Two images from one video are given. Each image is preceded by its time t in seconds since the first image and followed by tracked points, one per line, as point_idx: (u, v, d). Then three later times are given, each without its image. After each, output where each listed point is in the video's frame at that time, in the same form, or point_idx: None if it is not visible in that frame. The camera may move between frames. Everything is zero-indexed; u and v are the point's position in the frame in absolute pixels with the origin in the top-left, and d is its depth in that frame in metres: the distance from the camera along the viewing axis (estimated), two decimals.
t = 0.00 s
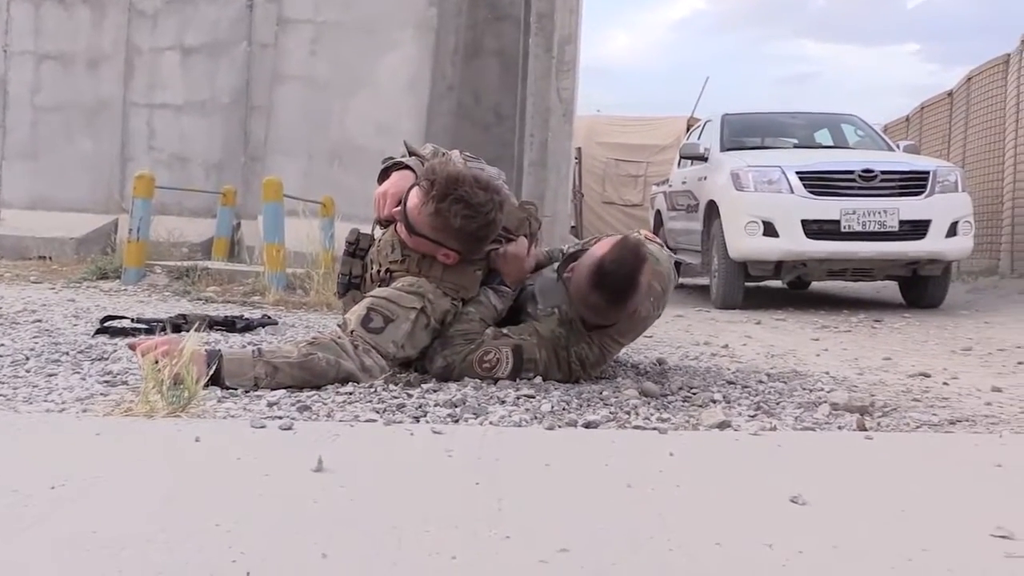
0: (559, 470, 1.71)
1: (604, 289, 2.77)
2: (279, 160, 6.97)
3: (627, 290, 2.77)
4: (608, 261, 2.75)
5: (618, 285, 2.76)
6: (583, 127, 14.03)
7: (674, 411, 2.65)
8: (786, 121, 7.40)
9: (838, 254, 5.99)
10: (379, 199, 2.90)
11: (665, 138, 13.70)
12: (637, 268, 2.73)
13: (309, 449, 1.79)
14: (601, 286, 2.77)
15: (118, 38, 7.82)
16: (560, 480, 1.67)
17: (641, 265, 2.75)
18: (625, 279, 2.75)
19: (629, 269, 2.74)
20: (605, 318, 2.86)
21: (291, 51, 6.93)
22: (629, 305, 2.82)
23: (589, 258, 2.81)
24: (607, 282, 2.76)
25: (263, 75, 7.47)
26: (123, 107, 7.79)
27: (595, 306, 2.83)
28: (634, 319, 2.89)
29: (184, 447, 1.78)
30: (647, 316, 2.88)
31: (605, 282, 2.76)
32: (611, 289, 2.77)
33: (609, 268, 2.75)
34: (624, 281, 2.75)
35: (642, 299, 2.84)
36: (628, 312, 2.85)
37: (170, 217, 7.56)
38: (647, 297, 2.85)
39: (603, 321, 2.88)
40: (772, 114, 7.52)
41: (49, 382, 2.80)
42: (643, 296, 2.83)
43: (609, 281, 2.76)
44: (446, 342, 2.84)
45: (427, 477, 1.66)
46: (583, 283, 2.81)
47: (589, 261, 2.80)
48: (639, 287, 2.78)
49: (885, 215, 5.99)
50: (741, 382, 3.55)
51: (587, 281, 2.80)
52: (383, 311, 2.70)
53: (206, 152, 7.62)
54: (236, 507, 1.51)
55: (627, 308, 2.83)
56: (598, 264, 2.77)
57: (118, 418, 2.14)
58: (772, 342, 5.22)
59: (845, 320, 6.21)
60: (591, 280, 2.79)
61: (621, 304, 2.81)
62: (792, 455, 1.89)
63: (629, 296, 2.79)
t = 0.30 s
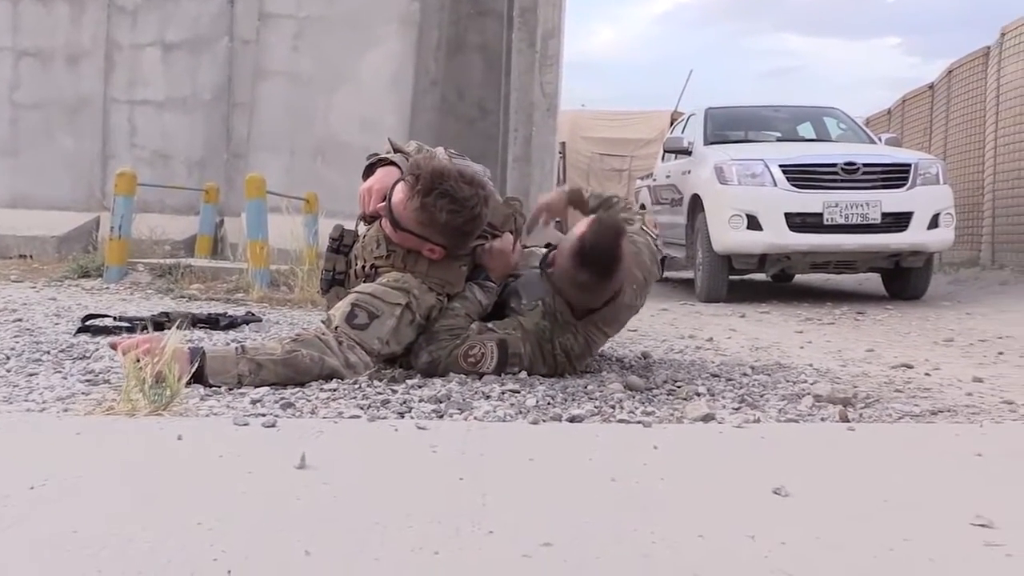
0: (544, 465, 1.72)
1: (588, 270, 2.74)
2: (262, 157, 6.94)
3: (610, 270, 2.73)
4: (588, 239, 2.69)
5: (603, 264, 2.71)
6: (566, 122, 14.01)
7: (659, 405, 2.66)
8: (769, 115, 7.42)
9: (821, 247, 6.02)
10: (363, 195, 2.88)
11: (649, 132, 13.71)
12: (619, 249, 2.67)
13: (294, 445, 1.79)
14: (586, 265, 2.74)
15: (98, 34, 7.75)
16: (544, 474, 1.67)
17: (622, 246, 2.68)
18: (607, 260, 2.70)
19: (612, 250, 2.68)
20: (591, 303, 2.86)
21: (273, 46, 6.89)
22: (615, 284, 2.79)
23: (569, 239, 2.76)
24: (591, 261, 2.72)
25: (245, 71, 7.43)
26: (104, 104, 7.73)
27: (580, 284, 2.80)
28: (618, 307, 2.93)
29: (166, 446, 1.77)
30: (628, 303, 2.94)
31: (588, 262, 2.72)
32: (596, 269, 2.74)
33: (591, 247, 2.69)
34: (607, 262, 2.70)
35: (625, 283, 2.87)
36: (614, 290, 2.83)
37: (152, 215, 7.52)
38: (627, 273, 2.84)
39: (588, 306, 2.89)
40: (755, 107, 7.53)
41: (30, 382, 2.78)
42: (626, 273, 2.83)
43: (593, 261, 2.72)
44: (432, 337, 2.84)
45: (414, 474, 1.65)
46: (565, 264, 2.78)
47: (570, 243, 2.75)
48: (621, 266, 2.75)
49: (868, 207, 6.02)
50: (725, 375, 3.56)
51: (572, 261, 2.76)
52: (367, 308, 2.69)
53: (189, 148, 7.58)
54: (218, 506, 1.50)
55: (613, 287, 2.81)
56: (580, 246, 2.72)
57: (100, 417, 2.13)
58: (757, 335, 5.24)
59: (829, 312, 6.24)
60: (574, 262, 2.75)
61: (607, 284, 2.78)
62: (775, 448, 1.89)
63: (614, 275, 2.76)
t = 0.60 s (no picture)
0: (534, 459, 1.72)
1: (577, 245, 2.71)
2: (250, 151, 6.92)
3: (600, 236, 2.70)
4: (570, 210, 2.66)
5: (590, 238, 2.69)
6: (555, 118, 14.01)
7: (648, 399, 2.66)
8: (758, 111, 7.43)
9: (810, 243, 6.03)
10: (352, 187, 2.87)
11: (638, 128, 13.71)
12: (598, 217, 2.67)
13: (283, 439, 1.79)
14: (575, 244, 2.71)
15: (86, 27, 7.70)
16: (533, 467, 1.67)
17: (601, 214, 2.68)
18: (594, 231, 2.68)
19: (594, 220, 2.67)
20: (580, 285, 2.87)
21: (261, 39, 6.86)
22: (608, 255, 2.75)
23: (550, 219, 2.74)
24: (577, 238, 2.69)
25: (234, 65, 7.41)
26: (91, 97, 7.69)
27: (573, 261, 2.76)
28: (605, 289, 2.94)
29: (155, 439, 1.76)
30: (614, 286, 2.97)
31: (576, 238, 2.70)
32: (586, 244, 2.70)
33: (576, 217, 2.67)
34: (593, 232, 2.68)
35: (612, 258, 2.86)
36: (607, 262, 2.80)
37: (140, 209, 7.49)
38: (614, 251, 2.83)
39: (578, 289, 2.89)
40: (744, 103, 7.54)
41: (17, 376, 2.76)
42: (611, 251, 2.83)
43: (581, 236, 2.69)
44: (421, 332, 2.83)
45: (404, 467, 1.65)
46: (555, 245, 2.74)
47: (553, 224, 2.73)
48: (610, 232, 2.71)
49: (856, 204, 6.03)
50: (714, 370, 3.57)
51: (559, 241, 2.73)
52: (356, 302, 2.68)
53: (177, 142, 7.55)
54: (206, 500, 1.49)
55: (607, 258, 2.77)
56: (562, 223, 2.70)
57: (88, 412, 2.12)
58: (746, 331, 5.25)
59: (817, 308, 6.26)
60: (564, 239, 2.72)
61: (599, 256, 2.74)
62: (763, 442, 1.89)
63: (606, 244, 2.72)
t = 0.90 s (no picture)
0: (545, 458, 1.71)
1: (574, 241, 2.67)
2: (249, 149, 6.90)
3: (597, 233, 2.66)
4: (566, 207, 2.62)
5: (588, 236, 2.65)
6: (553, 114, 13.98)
7: (654, 395, 2.65)
8: (757, 105, 7.41)
9: (810, 236, 6.02)
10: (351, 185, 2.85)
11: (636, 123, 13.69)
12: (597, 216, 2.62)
13: (289, 440, 1.78)
14: (572, 240, 2.67)
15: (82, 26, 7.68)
16: (544, 466, 1.66)
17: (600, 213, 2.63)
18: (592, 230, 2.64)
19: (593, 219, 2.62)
20: (581, 282, 2.85)
21: (259, 38, 6.84)
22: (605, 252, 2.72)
23: (550, 215, 2.70)
24: (575, 235, 2.66)
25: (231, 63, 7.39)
26: (88, 96, 7.66)
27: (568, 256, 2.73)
28: (608, 285, 2.91)
29: (162, 442, 1.75)
30: (617, 281, 2.92)
31: (573, 235, 2.66)
32: (583, 241, 2.67)
33: (570, 214, 2.63)
34: (591, 231, 2.64)
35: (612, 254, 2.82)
36: (606, 258, 2.77)
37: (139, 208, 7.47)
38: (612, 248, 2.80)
39: (578, 285, 2.86)
40: (743, 97, 7.52)
41: (19, 379, 2.75)
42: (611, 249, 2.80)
43: (579, 233, 2.65)
44: (424, 330, 2.82)
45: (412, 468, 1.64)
46: (552, 240, 2.71)
47: (551, 220, 2.71)
48: (607, 229, 2.67)
49: (856, 197, 6.02)
50: (718, 365, 3.56)
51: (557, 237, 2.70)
52: (358, 302, 2.66)
53: (175, 141, 7.53)
54: (216, 504, 1.48)
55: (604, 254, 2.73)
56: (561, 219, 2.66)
57: (92, 414, 2.11)
58: (748, 325, 5.24)
59: (819, 302, 6.25)
60: (561, 235, 2.69)
61: (595, 253, 2.71)
62: (773, 438, 1.88)
63: (602, 240, 2.68)
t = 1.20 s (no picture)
0: (557, 462, 1.69)
1: (583, 236, 2.66)
2: (253, 148, 6.88)
3: (607, 229, 2.64)
4: (575, 202, 2.61)
5: (598, 231, 2.63)
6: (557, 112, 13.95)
7: (663, 395, 2.63)
8: (762, 102, 7.38)
9: (817, 234, 5.99)
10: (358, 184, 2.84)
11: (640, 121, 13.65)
12: (609, 211, 2.61)
13: (298, 444, 1.76)
14: (582, 235, 2.65)
15: (86, 25, 7.66)
16: (557, 470, 1.65)
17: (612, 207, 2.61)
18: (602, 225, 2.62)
19: (604, 213, 2.61)
20: (591, 281, 2.83)
21: (263, 36, 6.82)
22: (614, 249, 2.70)
23: (561, 211, 2.68)
24: (585, 231, 2.64)
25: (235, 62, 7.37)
26: (93, 95, 7.65)
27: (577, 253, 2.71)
28: (618, 286, 2.89)
29: (170, 446, 1.74)
30: (628, 282, 2.90)
31: (584, 230, 2.64)
32: (593, 236, 2.65)
33: (579, 209, 2.61)
34: (602, 226, 2.62)
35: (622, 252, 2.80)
36: (615, 255, 2.74)
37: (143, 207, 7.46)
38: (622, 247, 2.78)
39: (587, 284, 2.84)
40: (748, 95, 7.49)
41: (25, 380, 2.73)
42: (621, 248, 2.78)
43: (589, 227, 2.63)
44: (431, 330, 2.80)
45: (423, 472, 1.62)
46: (562, 236, 2.69)
47: (562, 215, 2.69)
48: (617, 225, 2.65)
49: (862, 194, 6.00)
50: (726, 364, 3.54)
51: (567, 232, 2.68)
52: (365, 302, 2.65)
53: (179, 140, 7.52)
54: (226, 510, 1.47)
55: (613, 252, 2.71)
56: (572, 214, 2.65)
57: (99, 417, 2.09)
58: (755, 324, 5.21)
59: (825, 300, 6.22)
60: (571, 231, 2.67)
61: (604, 249, 2.69)
62: (785, 441, 1.86)
63: (610, 238, 2.66)
